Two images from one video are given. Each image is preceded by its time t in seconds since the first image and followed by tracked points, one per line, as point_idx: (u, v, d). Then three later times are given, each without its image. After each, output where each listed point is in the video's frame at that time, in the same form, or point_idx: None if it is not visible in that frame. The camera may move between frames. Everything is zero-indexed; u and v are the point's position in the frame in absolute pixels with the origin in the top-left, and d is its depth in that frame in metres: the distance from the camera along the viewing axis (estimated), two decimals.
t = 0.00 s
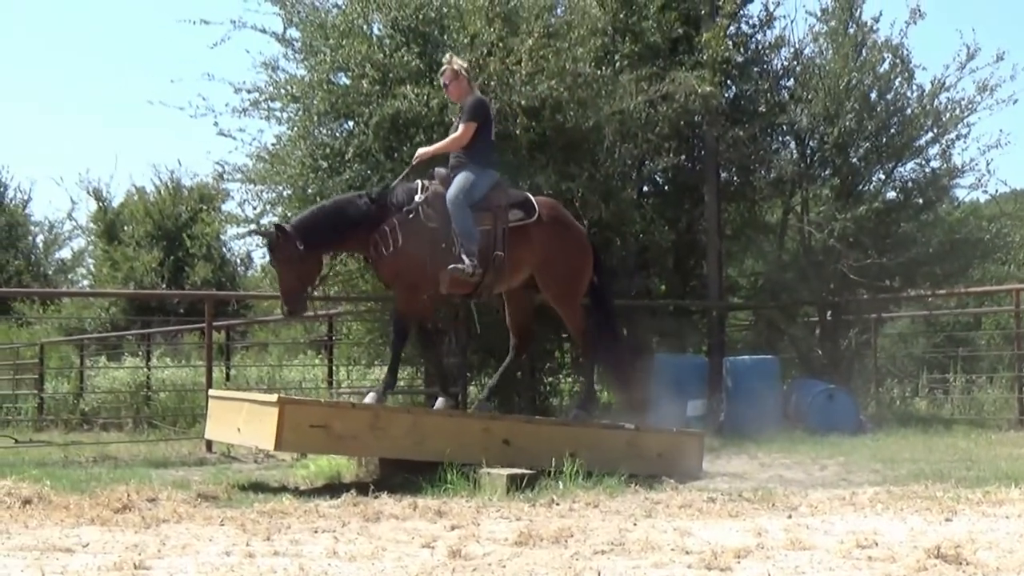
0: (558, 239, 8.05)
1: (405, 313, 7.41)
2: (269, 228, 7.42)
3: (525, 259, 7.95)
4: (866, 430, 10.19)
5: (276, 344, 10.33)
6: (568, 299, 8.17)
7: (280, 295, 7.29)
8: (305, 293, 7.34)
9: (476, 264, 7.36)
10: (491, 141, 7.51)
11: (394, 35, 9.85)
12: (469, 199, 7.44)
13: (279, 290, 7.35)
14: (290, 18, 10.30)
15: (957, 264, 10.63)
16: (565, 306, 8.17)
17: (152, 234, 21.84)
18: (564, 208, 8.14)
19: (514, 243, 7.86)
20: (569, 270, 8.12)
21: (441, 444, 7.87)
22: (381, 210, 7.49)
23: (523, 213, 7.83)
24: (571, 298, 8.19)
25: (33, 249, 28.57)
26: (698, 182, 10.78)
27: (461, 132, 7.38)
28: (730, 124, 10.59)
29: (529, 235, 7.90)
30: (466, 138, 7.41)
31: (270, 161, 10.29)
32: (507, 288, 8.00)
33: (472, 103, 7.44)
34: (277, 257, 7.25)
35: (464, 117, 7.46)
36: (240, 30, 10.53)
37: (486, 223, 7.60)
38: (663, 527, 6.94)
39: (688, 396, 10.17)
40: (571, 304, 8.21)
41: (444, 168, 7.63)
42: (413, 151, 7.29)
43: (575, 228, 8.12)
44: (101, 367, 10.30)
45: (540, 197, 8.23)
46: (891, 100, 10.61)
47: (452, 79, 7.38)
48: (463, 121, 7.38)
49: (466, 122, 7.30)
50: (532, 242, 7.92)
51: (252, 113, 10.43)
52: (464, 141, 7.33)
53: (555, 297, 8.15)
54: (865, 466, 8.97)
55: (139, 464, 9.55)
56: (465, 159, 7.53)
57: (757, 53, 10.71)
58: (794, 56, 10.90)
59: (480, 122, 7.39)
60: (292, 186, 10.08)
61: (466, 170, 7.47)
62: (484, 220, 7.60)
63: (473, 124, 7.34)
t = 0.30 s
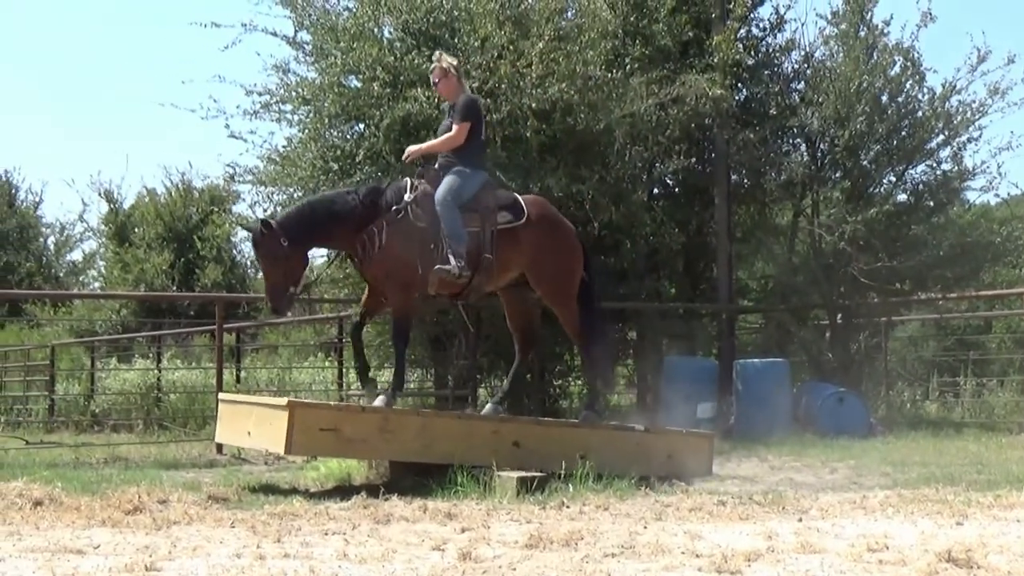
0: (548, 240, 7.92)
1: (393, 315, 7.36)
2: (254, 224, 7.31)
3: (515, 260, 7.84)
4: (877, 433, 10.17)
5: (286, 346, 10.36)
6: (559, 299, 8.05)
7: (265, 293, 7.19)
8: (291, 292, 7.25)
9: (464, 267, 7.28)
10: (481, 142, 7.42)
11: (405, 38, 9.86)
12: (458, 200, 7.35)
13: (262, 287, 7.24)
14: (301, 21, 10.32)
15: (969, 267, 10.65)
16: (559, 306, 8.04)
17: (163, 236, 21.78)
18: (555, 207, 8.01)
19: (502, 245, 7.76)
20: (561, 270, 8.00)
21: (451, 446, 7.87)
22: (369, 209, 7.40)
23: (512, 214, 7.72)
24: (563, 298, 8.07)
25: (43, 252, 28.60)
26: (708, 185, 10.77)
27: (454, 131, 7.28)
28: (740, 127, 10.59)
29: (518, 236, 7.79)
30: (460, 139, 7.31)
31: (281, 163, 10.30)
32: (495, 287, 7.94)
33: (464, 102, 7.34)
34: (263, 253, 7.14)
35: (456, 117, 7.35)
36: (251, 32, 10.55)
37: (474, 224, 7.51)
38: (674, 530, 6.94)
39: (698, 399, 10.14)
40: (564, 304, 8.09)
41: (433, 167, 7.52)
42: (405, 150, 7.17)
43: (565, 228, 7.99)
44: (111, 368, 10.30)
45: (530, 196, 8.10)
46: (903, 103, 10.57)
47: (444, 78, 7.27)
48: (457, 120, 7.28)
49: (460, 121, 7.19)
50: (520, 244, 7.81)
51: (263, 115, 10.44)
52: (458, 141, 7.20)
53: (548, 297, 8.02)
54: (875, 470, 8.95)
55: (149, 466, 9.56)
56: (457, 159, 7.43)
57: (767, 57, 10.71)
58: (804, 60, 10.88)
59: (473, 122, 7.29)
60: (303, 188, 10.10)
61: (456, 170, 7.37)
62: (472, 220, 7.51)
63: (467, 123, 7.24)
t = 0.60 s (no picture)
0: (541, 239, 8.00)
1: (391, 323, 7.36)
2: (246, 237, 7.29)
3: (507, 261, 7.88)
4: (890, 434, 10.14)
5: (297, 348, 10.35)
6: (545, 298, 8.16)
7: (260, 307, 7.17)
8: (285, 305, 7.23)
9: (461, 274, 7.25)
10: (473, 143, 7.37)
11: (415, 40, 9.86)
12: (452, 206, 7.26)
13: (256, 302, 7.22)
14: (311, 23, 10.33)
15: (981, 268, 10.58)
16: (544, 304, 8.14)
17: (174, 238, 21.84)
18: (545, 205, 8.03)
19: (497, 246, 7.79)
20: (551, 269, 8.09)
21: (461, 452, 8.04)
22: (362, 219, 7.36)
23: (506, 215, 7.74)
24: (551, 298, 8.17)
25: (55, 254, 28.70)
26: (719, 186, 10.73)
27: (448, 132, 7.23)
28: (751, 128, 10.61)
29: (512, 237, 7.82)
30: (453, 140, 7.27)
31: (292, 165, 10.32)
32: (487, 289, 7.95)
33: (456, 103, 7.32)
34: (255, 267, 7.13)
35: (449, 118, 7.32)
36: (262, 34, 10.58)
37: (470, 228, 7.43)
38: (686, 532, 6.93)
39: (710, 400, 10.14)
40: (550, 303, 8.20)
41: (425, 171, 7.44)
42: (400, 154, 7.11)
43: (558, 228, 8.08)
44: (124, 369, 10.34)
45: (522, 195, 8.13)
46: (914, 104, 10.44)
47: (435, 79, 7.25)
48: (450, 121, 7.24)
49: (454, 121, 7.15)
50: (515, 244, 7.84)
51: (273, 117, 10.45)
52: (452, 143, 7.17)
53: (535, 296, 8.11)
54: (887, 471, 8.93)
55: (161, 467, 9.58)
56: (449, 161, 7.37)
57: (778, 58, 10.74)
58: (815, 60, 10.88)
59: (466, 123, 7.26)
60: (314, 189, 10.14)
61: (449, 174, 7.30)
62: (467, 224, 7.43)
63: (460, 123, 7.20)
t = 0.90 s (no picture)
0: (539, 236, 8.15)
1: (398, 334, 7.38)
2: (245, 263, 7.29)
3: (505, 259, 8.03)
4: (902, 434, 10.13)
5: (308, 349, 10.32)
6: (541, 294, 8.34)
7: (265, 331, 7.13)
8: (288, 327, 7.21)
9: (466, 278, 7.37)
10: (466, 149, 7.52)
11: (426, 40, 9.85)
12: (448, 212, 7.43)
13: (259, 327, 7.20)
14: (322, 24, 10.35)
15: (992, 268, 10.56)
16: (532, 299, 8.30)
17: (185, 239, 21.91)
18: (542, 203, 8.17)
19: (496, 245, 7.93)
20: (548, 265, 8.24)
21: (472, 457, 8.33)
22: (360, 234, 7.41)
23: (502, 215, 7.90)
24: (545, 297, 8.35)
25: (67, 255, 28.77)
26: (730, 186, 10.71)
27: (440, 138, 7.38)
28: (762, 129, 10.61)
29: (510, 235, 7.96)
30: (446, 145, 7.42)
31: (303, 167, 10.33)
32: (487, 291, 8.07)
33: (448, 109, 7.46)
34: (257, 291, 7.12)
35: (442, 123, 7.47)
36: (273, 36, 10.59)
37: (467, 232, 7.60)
38: (697, 533, 6.92)
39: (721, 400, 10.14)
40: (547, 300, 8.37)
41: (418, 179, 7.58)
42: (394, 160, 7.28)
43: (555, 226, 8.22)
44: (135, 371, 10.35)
45: (518, 193, 8.26)
46: (925, 104, 10.41)
47: (429, 85, 7.39)
48: (442, 126, 7.39)
49: (446, 127, 7.30)
50: (513, 242, 7.99)
51: (285, 118, 10.46)
52: (443, 149, 7.31)
53: (532, 291, 8.24)
54: (900, 472, 8.91)
55: (173, 468, 9.59)
56: (442, 166, 7.53)
57: (789, 57, 10.68)
58: (826, 60, 10.86)
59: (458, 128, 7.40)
60: (325, 191, 10.14)
61: (442, 182, 7.45)
62: (465, 228, 7.60)
63: (452, 129, 7.35)
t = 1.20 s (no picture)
0: (540, 230, 8.18)
1: (405, 334, 7.46)
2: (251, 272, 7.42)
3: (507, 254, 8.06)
4: (917, 437, 10.09)
5: (322, 350, 10.32)
6: (545, 290, 8.37)
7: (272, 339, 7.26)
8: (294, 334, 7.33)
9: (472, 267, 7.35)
10: (461, 143, 7.54)
11: (440, 42, 9.87)
12: (448, 204, 7.44)
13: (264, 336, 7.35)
14: (337, 25, 10.37)
15: (1008, 269, 10.58)
16: (540, 296, 8.33)
17: (200, 240, 21.98)
18: (543, 200, 8.22)
19: (498, 241, 7.96)
20: (550, 260, 8.28)
21: (486, 457, 8.33)
22: (363, 237, 7.49)
23: (503, 209, 7.91)
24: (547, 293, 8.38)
25: (82, 256, 28.86)
26: (744, 188, 10.70)
27: (434, 133, 7.40)
28: (776, 130, 10.59)
29: (512, 230, 7.98)
30: (440, 139, 7.44)
31: (317, 168, 10.35)
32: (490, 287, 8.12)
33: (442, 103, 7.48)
34: (263, 301, 7.25)
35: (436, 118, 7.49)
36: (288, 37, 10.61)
37: (469, 225, 7.60)
38: (712, 534, 6.91)
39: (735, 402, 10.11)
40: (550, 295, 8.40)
41: (416, 176, 7.62)
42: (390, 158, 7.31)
43: (558, 220, 8.24)
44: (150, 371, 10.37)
45: (519, 189, 8.27)
46: (940, 105, 10.42)
47: (421, 81, 7.43)
48: (435, 121, 7.41)
49: (438, 122, 7.32)
50: (515, 237, 8.02)
51: (299, 120, 10.47)
52: (436, 145, 7.33)
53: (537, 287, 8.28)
54: (914, 474, 8.89)
55: (187, 469, 9.60)
56: (439, 161, 7.55)
57: (804, 59, 10.66)
58: (841, 61, 10.83)
59: (452, 122, 7.42)
60: (339, 192, 10.14)
61: (440, 176, 7.49)
62: (467, 222, 7.61)
63: (445, 123, 7.36)
